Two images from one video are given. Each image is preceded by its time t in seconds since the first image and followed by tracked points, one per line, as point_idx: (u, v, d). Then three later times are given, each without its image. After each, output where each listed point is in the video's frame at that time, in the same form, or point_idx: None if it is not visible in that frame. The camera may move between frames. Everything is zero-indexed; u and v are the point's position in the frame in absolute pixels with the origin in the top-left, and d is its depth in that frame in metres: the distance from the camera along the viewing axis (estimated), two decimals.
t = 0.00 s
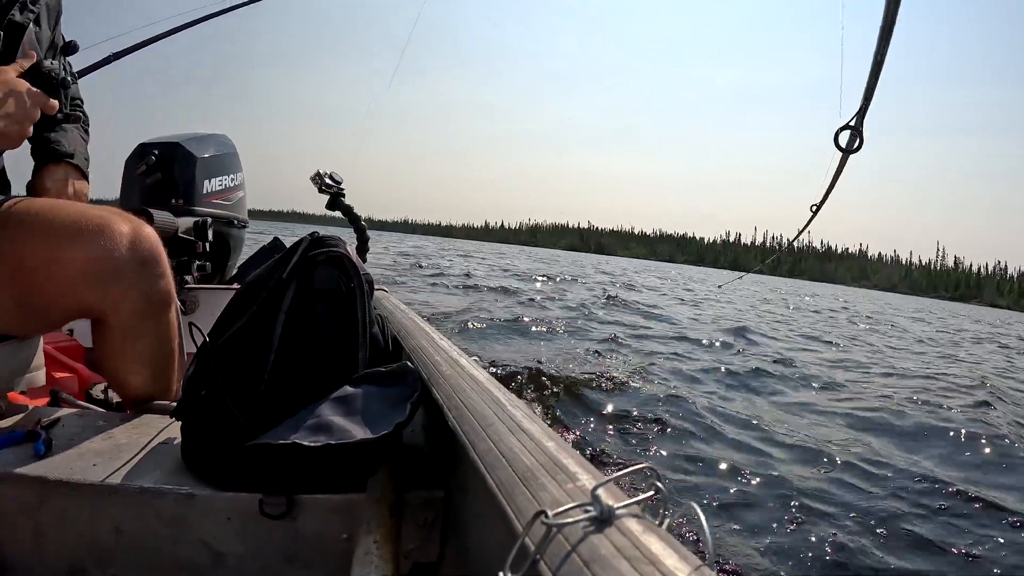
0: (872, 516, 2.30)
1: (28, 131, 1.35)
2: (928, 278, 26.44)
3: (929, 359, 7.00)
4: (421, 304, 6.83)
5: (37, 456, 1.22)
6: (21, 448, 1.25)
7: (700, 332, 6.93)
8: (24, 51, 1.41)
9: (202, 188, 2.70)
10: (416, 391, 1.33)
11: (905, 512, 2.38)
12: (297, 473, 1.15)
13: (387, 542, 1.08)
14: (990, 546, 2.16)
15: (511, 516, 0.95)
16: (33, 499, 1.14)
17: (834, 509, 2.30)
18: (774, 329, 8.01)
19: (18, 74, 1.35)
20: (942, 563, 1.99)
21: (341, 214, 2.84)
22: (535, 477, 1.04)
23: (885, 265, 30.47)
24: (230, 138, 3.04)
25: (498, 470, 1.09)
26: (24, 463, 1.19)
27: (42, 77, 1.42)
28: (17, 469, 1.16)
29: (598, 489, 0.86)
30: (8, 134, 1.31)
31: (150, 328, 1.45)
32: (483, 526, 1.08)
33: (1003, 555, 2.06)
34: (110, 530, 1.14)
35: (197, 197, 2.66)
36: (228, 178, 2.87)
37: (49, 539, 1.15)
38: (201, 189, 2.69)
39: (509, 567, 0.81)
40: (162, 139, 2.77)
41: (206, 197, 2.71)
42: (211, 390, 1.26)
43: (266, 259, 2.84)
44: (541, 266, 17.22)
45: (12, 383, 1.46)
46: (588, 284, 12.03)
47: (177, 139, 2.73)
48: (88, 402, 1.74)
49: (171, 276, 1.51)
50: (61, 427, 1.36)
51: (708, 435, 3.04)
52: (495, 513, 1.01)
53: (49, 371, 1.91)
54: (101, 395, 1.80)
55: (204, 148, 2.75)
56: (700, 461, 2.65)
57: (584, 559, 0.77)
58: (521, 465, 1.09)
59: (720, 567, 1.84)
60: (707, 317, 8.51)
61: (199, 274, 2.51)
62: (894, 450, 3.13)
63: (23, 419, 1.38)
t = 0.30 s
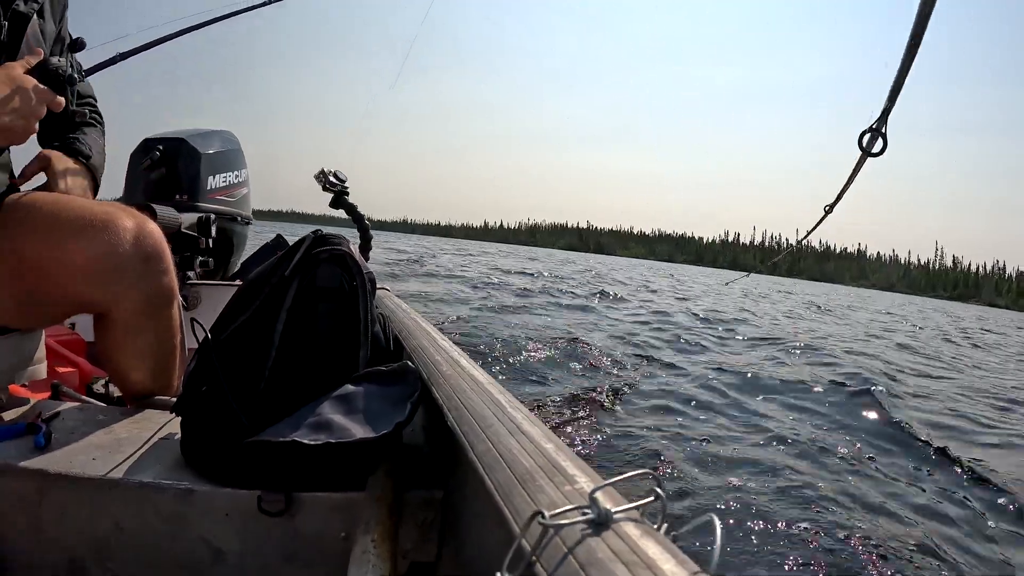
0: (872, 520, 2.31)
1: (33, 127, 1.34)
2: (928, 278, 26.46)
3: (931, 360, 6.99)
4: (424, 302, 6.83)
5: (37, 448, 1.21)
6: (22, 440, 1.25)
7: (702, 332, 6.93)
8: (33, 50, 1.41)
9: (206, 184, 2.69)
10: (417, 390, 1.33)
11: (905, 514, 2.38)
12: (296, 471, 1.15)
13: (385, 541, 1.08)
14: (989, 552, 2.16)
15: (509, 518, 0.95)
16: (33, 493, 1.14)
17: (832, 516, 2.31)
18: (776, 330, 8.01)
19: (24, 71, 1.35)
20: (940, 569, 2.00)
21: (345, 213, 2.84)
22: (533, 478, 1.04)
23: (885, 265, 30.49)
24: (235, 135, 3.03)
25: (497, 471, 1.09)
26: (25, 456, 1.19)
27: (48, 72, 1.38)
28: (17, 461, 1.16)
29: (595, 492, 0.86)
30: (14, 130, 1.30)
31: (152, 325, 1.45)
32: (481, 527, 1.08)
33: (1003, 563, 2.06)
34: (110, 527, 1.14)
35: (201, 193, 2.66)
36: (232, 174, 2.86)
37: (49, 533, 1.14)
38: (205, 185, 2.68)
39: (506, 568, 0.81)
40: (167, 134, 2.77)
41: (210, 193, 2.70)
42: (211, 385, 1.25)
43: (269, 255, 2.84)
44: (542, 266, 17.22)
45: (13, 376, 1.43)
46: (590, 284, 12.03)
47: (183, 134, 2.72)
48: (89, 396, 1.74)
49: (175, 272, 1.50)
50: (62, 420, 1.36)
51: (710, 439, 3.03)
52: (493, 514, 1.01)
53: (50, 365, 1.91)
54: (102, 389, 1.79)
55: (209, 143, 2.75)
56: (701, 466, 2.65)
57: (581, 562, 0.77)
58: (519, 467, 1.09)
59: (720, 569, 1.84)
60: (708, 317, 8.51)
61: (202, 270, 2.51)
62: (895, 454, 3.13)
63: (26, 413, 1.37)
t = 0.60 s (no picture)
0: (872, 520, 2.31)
1: (41, 130, 1.34)
2: (926, 278, 26.50)
3: (932, 360, 6.99)
4: (425, 303, 6.84)
5: (38, 447, 1.21)
6: (22, 439, 1.25)
7: (702, 332, 6.94)
8: (40, 52, 1.41)
9: (208, 183, 2.69)
10: (418, 391, 1.33)
11: (904, 514, 2.39)
12: (297, 471, 1.15)
13: (385, 541, 1.08)
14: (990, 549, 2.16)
15: (510, 518, 0.95)
16: (34, 491, 1.14)
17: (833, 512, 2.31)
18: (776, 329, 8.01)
19: (31, 74, 1.35)
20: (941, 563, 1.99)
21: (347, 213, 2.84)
22: (534, 478, 1.04)
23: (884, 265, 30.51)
24: (237, 134, 3.03)
25: (498, 471, 1.09)
26: (25, 455, 1.19)
27: (55, 77, 1.39)
28: (17, 460, 1.16)
29: (596, 493, 0.86)
30: (22, 133, 1.30)
31: (154, 324, 1.45)
32: (482, 527, 1.08)
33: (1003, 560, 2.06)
34: (110, 526, 1.14)
35: (203, 192, 2.66)
36: (234, 174, 2.87)
37: (49, 531, 1.15)
38: (207, 185, 2.68)
39: (506, 569, 0.81)
40: (169, 133, 2.77)
41: (212, 193, 2.70)
42: (213, 385, 1.25)
43: (270, 255, 2.84)
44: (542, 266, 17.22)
45: (16, 375, 1.43)
46: (590, 284, 12.04)
47: (185, 134, 2.72)
48: (90, 395, 1.74)
49: (177, 272, 1.50)
50: (63, 419, 1.36)
51: (710, 439, 3.04)
52: (494, 514, 1.01)
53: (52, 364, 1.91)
54: (104, 389, 1.79)
55: (211, 143, 2.75)
56: (701, 467, 2.65)
57: (582, 562, 0.77)
58: (521, 467, 1.09)
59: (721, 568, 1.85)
60: (709, 318, 8.51)
61: (204, 270, 2.51)
62: (896, 453, 3.13)
63: (28, 411, 1.37)
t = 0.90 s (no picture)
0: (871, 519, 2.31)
1: (43, 135, 1.34)
2: (926, 277, 26.52)
3: (931, 359, 7.00)
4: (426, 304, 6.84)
5: (39, 450, 1.21)
6: (24, 441, 1.25)
7: (702, 332, 6.94)
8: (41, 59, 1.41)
9: (209, 185, 2.69)
10: (419, 391, 1.33)
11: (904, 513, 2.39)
12: (298, 472, 1.15)
13: (387, 542, 1.08)
14: (989, 545, 2.16)
15: (511, 518, 0.95)
16: (35, 492, 1.14)
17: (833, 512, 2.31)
18: (775, 329, 8.02)
19: (32, 79, 1.35)
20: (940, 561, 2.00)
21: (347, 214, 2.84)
22: (536, 479, 1.04)
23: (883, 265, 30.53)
24: (237, 136, 3.04)
25: (500, 471, 1.09)
26: (27, 457, 1.19)
27: (56, 81, 1.36)
28: (18, 462, 1.16)
29: (597, 493, 0.86)
30: (24, 137, 1.30)
31: (155, 324, 1.45)
32: (483, 527, 1.08)
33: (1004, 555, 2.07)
34: (110, 527, 1.14)
35: (204, 194, 2.65)
36: (234, 175, 2.86)
37: (50, 532, 1.15)
38: (208, 187, 2.68)
39: (508, 569, 0.81)
40: (168, 135, 2.77)
41: (212, 194, 2.70)
42: (214, 386, 1.25)
43: (271, 256, 2.84)
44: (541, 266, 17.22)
45: (18, 377, 1.42)
46: (590, 284, 12.04)
47: (184, 135, 2.72)
48: (91, 397, 1.73)
49: (177, 273, 1.50)
50: (64, 421, 1.36)
51: (710, 439, 3.04)
52: (495, 515, 1.01)
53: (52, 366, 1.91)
54: (105, 391, 1.78)
55: (211, 145, 2.75)
56: (702, 467, 2.65)
57: (583, 562, 0.77)
58: (521, 467, 1.09)
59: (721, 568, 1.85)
60: (708, 318, 8.52)
61: (204, 271, 2.51)
62: (896, 452, 3.14)
63: (28, 416, 1.37)
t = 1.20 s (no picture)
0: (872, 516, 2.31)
1: (42, 139, 1.35)
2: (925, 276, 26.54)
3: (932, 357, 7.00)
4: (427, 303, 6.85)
5: (43, 452, 1.21)
6: (27, 443, 1.25)
7: (702, 331, 6.94)
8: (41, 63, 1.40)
9: (209, 186, 2.69)
10: (422, 391, 1.33)
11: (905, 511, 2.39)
12: (302, 472, 1.15)
13: (390, 541, 1.08)
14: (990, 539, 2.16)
15: (515, 517, 0.95)
16: (37, 493, 1.14)
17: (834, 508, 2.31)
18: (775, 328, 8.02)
19: (31, 83, 1.35)
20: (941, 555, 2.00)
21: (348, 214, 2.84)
22: (539, 477, 1.04)
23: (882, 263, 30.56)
24: (238, 137, 3.03)
25: (503, 470, 1.09)
26: (30, 459, 1.19)
27: (55, 85, 1.36)
28: (22, 463, 1.16)
29: (601, 491, 0.86)
30: (22, 140, 1.30)
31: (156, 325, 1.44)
32: (486, 526, 1.08)
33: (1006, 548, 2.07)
34: (111, 527, 1.14)
35: (205, 195, 2.65)
36: (235, 176, 2.86)
37: (51, 533, 1.15)
38: (208, 187, 2.67)
39: (512, 568, 0.81)
40: (170, 135, 2.78)
41: (213, 195, 2.70)
42: (216, 387, 1.26)
43: (273, 256, 2.84)
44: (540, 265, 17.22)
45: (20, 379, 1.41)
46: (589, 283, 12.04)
47: (185, 136, 2.72)
48: (92, 398, 1.73)
49: (179, 276, 1.49)
50: (67, 422, 1.36)
51: (712, 437, 3.04)
52: (499, 514, 1.01)
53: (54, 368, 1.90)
54: (107, 392, 1.78)
55: (212, 146, 2.75)
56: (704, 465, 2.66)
57: (588, 560, 0.77)
58: (525, 466, 1.09)
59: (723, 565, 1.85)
60: (709, 317, 8.52)
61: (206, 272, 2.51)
62: (898, 449, 3.14)
63: (30, 418, 1.36)
